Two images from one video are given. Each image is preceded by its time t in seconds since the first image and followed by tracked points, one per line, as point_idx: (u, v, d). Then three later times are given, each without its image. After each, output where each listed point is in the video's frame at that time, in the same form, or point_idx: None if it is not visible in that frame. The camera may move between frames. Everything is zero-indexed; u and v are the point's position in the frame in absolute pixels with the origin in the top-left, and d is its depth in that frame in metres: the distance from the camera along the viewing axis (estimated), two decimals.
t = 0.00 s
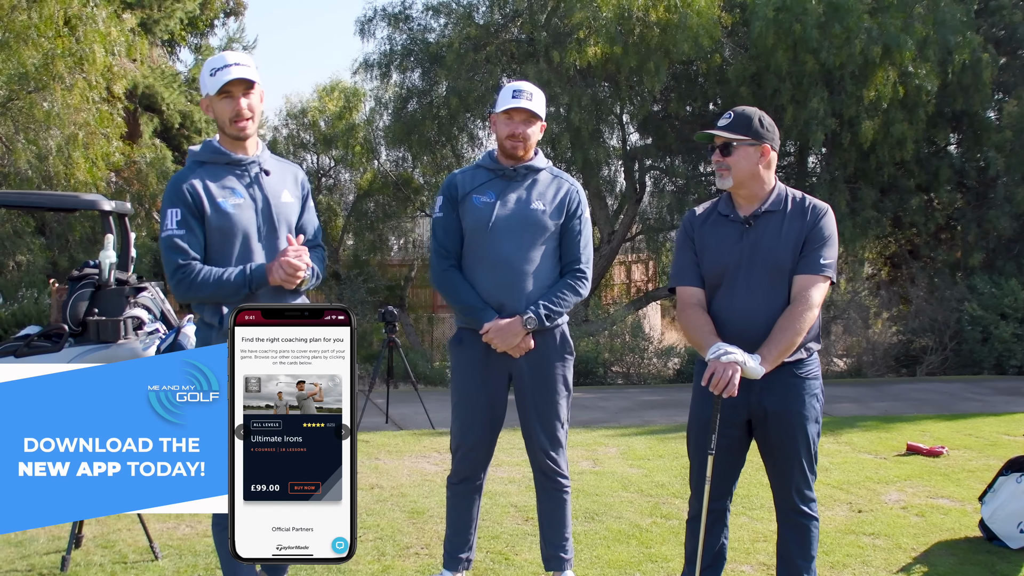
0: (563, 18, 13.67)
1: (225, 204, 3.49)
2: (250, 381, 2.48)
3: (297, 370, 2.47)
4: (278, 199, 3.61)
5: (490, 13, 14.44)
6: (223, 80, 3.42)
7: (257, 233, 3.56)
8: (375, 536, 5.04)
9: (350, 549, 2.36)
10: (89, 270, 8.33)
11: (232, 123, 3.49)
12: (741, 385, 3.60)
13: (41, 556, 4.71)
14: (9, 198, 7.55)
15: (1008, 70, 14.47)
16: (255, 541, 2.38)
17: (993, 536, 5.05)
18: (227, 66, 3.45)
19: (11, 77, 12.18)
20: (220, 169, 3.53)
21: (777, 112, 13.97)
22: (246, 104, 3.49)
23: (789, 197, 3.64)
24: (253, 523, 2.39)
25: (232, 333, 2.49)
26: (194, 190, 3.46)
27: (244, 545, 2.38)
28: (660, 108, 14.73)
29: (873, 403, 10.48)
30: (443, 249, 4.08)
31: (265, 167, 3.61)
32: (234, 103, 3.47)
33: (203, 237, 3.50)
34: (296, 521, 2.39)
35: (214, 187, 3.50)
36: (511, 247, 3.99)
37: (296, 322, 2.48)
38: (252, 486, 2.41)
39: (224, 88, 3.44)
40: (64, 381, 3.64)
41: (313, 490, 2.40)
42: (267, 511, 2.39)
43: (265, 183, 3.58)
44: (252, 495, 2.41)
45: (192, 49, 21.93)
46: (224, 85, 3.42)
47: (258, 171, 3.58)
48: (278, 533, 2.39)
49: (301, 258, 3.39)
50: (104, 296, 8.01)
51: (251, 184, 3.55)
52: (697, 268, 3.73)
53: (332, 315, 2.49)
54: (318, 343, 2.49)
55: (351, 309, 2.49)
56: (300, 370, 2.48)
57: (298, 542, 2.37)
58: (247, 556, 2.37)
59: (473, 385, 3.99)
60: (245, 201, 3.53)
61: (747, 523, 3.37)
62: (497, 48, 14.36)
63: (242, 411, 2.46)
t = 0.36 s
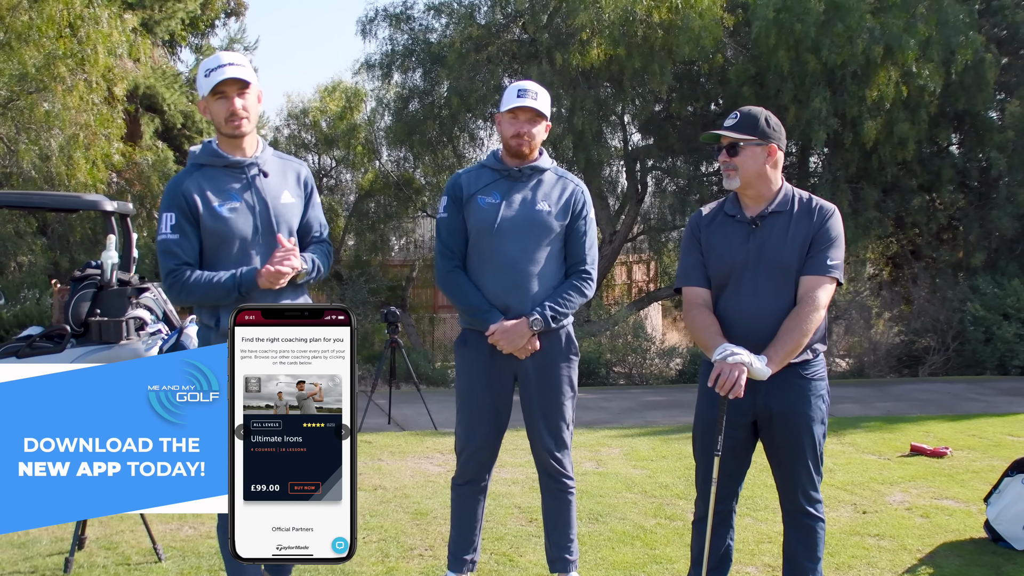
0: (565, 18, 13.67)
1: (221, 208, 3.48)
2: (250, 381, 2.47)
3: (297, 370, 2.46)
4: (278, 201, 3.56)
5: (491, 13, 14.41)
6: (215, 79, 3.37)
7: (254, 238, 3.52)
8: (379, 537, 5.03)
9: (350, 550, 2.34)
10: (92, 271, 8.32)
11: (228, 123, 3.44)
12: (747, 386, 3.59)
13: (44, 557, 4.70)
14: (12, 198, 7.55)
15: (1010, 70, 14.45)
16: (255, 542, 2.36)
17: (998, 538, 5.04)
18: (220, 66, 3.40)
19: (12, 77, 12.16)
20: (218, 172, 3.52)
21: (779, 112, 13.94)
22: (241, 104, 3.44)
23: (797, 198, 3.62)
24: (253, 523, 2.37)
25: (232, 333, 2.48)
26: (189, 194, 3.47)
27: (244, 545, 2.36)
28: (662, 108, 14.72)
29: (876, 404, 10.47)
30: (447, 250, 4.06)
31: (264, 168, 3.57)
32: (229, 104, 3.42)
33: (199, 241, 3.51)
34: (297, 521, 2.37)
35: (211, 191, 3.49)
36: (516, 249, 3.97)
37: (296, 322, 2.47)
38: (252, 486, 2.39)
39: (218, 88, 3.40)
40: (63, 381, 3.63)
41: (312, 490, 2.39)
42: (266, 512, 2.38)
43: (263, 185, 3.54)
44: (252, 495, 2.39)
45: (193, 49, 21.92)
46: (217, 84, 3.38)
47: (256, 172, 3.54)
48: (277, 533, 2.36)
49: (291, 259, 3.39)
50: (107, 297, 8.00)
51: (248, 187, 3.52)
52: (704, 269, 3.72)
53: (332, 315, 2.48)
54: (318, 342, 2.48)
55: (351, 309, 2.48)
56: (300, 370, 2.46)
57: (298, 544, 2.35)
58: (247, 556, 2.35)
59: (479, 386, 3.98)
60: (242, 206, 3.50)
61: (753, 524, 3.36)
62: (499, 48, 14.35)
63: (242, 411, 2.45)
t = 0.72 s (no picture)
0: (566, 19, 13.67)
1: (222, 212, 3.48)
2: (250, 381, 2.46)
3: (297, 370, 2.46)
4: (281, 205, 3.53)
5: (492, 13, 14.39)
6: (219, 82, 3.36)
7: (254, 242, 3.50)
8: (382, 539, 5.02)
9: (350, 550, 2.32)
10: (93, 272, 8.37)
11: (231, 127, 3.44)
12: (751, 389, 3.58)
13: (47, 559, 4.70)
14: (12, 198, 7.46)
15: (1011, 70, 14.44)
16: (254, 541, 2.34)
17: (1002, 539, 5.03)
18: (225, 68, 3.38)
19: (14, 77, 12.15)
20: (221, 176, 3.51)
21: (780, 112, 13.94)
22: (245, 108, 3.43)
23: (801, 201, 3.62)
24: (253, 523, 2.36)
25: (232, 333, 2.47)
26: (191, 199, 3.49)
27: (244, 545, 2.34)
28: (663, 109, 14.73)
29: (878, 404, 10.46)
30: (452, 253, 4.06)
31: (267, 172, 3.55)
32: (233, 108, 3.42)
33: (200, 245, 3.53)
34: (296, 521, 2.35)
35: (212, 195, 3.49)
36: (519, 251, 3.97)
37: (296, 322, 2.47)
38: (252, 486, 2.38)
39: (222, 90, 3.39)
40: (62, 381, 3.62)
41: (313, 490, 2.37)
42: (265, 512, 2.36)
43: (266, 190, 3.52)
44: (252, 495, 2.37)
45: (193, 49, 21.90)
46: (221, 87, 3.36)
47: (258, 177, 3.52)
48: (277, 533, 2.35)
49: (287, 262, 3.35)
50: (109, 298, 8.00)
51: (250, 192, 3.50)
52: (708, 272, 3.72)
53: (331, 315, 2.47)
54: (318, 343, 2.47)
55: (351, 309, 2.47)
56: (300, 370, 2.46)
57: (297, 544, 2.33)
58: (246, 556, 2.33)
59: (483, 388, 3.97)
60: (243, 210, 3.49)
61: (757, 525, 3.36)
62: (500, 49, 14.36)
63: (242, 411, 2.44)
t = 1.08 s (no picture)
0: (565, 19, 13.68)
1: (228, 213, 3.48)
2: (250, 381, 2.46)
3: (297, 369, 2.46)
4: (285, 208, 3.54)
5: (492, 13, 14.40)
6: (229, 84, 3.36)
7: (258, 242, 3.51)
8: (383, 539, 5.02)
9: (350, 550, 2.32)
10: (93, 273, 8.36)
11: (241, 128, 3.43)
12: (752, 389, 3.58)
13: (48, 560, 4.69)
14: (13, 199, 7.45)
15: (1011, 70, 14.44)
16: (254, 542, 2.34)
17: (1002, 540, 5.03)
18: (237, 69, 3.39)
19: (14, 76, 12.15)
20: (228, 177, 3.51)
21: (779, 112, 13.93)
22: (256, 109, 3.43)
23: (802, 201, 3.62)
24: (253, 523, 2.35)
25: (232, 333, 2.48)
26: (195, 197, 3.47)
27: (244, 545, 2.34)
28: (662, 109, 14.74)
29: (878, 405, 10.47)
30: (453, 254, 4.07)
31: (273, 175, 3.55)
32: (243, 109, 3.42)
33: (203, 243, 3.51)
34: (296, 521, 2.35)
35: (217, 195, 3.49)
36: (520, 252, 3.97)
37: (296, 322, 2.47)
38: (252, 486, 2.37)
39: (233, 91, 3.39)
40: (62, 380, 3.62)
41: (313, 490, 2.37)
42: (265, 513, 2.36)
43: (272, 192, 3.53)
44: (252, 495, 2.37)
45: (193, 49, 21.89)
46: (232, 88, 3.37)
47: (264, 179, 3.53)
48: (277, 534, 2.34)
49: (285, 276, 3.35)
50: (108, 299, 8.00)
51: (256, 194, 3.51)
52: (709, 273, 3.72)
53: (331, 315, 2.47)
54: (318, 343, 2.48)
55: (351, 309, 2.47)
56: (300, 370, 2.46)
57: (297, 544, 2.32)
58: (246, 556, 2.33)
59: (483, 388, 3.97)
60: (248, 211, 3.49)
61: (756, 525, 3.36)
62: (499, 50, 14.37)
63: (242, 410, 2.44)
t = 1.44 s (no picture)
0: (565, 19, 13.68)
1: (225, 212, 3.46)
2: (250, 381, 2.46)
3: (297, 370, 2.45)
4: (284, 210, 3.52)
5: (492, 14, 14.39)
6: (236, 84, 3.34)
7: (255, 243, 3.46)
8: (382, 540, 5.02)
9: (350, 550, 2.32)
10: (92, 273, 8.36)
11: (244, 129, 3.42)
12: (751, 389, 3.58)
13: (47, 560, 4.70)
14: (12, 200, 7.50)
15: (1011, 70, 14.44)
16: (255, 542, 2.33)
17: (1002, 540, 5.03)
18: (242, 71, 3.36)
19: (13, 76, 12.13)
20: (226, 176, 3.50)
21: (779, 112, 13.93)
22: (260, 110, 3.42)
23: (801, 201, 3.62)
24: (253, 523, 2.35)
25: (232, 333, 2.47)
26: (190, 196, 3.47)
27: (244, 545, 2.34)
28: (662, 109, 14.75)
29: (878, 405, 10.46)
30: (452, 254, 4.07)
31: (273, 176, 3.55)
32: (246, 110, 3.40)
33: (196, 241, 3.52)
34: (297, 521, 2.34)
35: (215, 195, 3.48)
36: (519, 253, 3.97)
37: (296, 322, 2.47)
38: (252, 486, 2.37)
39: (238, 93, 3.37)
40: (63, 381, 3.62)
41: (313, 490, 2.37)
42: (265, 513, 2.35)
43: (271, 193, 3.51)
44: (252, 495, 2.37)
45: (193, 50, 21.89)
46: (238, 89, 3.34)
47: (263, 180, 3.52)
48: (278, 533, 2.34)
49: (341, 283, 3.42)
50: (108, 299, 7.96)
51: (255, 194, 3.49)
52: (708, 273, 3.72)
53: (331, 315, 2.47)
54: (318, 342, 2.47)
55: (351, 309, 2.47)
56: (300, 370, 2.46)
57: (298, 544, 2.32)
58: (246, 556, 2.32)
59: (482, 389, 3.97)
60: (246, 210, 3.47)
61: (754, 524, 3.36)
62: (499, 50, 14.37)
63: (242, 410, 2.44)
